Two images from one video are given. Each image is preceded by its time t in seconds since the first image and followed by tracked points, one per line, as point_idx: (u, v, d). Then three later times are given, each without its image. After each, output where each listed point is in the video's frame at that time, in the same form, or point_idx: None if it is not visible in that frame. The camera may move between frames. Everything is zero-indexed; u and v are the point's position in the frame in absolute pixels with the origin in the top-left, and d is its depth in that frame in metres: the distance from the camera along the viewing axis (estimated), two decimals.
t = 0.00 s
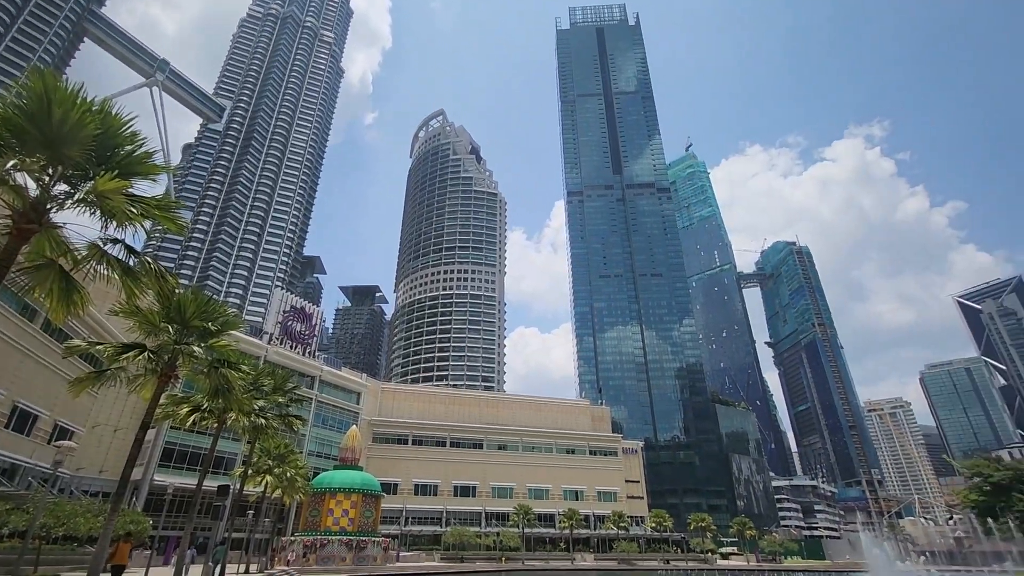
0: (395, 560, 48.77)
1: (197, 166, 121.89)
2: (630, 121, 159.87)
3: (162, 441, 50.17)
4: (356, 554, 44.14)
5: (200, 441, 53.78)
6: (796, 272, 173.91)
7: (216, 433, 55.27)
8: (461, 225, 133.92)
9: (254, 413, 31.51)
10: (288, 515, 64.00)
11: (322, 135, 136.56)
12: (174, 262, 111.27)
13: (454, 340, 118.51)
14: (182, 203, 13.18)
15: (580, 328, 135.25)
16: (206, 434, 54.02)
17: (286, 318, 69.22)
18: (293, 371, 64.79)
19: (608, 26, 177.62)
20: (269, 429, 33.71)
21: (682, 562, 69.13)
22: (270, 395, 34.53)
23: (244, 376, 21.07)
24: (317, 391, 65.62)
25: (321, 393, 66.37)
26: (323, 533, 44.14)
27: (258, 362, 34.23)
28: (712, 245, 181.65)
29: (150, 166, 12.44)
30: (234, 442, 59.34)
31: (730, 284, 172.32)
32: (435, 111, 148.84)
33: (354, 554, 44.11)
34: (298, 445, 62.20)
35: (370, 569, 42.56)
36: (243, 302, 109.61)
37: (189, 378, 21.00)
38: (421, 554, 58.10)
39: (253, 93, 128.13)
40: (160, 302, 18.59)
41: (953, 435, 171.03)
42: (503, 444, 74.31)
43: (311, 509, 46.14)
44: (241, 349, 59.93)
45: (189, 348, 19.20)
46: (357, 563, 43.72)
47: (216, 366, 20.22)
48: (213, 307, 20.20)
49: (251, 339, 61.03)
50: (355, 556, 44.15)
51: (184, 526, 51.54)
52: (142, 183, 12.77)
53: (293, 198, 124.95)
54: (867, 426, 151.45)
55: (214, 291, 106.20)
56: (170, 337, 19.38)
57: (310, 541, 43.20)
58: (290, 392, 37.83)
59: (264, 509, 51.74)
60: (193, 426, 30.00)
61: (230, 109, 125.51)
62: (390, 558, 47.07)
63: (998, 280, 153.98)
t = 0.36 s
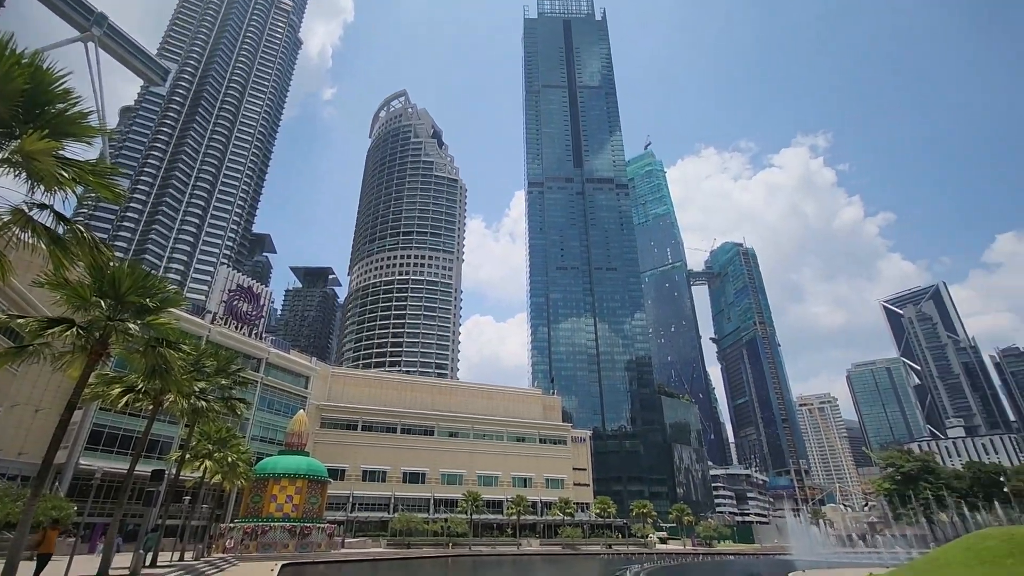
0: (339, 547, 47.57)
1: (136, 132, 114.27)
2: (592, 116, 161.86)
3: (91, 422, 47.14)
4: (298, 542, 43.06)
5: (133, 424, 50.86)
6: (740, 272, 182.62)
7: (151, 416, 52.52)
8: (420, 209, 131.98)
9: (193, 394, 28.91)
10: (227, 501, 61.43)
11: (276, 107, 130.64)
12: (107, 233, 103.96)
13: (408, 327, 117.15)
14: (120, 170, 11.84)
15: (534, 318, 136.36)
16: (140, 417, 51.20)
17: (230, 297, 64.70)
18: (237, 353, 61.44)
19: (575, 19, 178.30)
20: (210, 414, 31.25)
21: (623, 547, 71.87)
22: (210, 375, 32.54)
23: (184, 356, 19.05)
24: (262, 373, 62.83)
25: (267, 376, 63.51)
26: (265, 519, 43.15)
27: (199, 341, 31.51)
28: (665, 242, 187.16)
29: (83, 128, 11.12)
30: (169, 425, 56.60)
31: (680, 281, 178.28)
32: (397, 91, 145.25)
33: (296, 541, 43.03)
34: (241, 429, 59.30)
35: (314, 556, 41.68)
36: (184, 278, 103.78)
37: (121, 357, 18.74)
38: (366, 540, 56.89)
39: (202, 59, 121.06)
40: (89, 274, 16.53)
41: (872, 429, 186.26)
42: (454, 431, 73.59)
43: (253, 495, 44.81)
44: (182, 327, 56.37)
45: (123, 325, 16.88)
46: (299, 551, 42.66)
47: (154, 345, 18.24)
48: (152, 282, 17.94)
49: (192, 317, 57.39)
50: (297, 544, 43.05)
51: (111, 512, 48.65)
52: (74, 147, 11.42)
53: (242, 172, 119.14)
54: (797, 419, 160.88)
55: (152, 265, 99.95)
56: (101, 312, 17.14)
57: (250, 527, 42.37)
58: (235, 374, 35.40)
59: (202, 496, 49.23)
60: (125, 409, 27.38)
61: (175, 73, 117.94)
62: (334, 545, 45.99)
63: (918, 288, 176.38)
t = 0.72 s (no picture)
0: (287, 534, 46.22)
1: (73, 94, 106.41)
2: (557, 109, 162.57)
3: (14, 404, 43.73)
4: (242, 529, 41.66)
5: (64, 408, 47.50)
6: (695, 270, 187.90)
7: (84, 399, 49.19)
8: (379, 193, 129.22)
9: (130, 375, 26.87)
10: (165, 488, 58.55)
11: (229, 78, 124.45)
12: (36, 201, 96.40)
13: (365, 313, 115.01)
14: (55, 135, 11.00)
15: (492, 308, 136.22)
16: (72, 400, 47.95)
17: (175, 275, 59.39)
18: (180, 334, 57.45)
19: (544, 10, 177.96)
20: (151, 398, 29.28)
21: (571, 532, 73.71)
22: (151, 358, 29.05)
23: (122, 335, 18.03)
24: (208, 356, 59.08)
25: (213, 359, 59.98)
26: (207, 507, 41.46)
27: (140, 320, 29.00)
28: (623, 237, 190.95)
29: (14, 86, 10.26)
30: (103, 408, 53.31)
31: (636, 275, 182.58)
32: (359, 70, 141.07)
33: (240, 528, 41.65)
34: (182, 414, 55.93)
35: (260, 544, 40.16)
36: (122, 252, 97.53)
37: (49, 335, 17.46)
38: (314, 527, 55.52)
39: (148, 20, 113.64)
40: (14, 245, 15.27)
41: (808, 423, 196.51)
42: (408, 418, 72.60)
43: (194, 482, 42.99)
44: (120, 306, 51.39)
45: (54, 300, 15.60)
46: (244, 538, 41.25)
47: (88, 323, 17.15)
48: (88, 257, 16.63)
49: (131, 294, 52.69)
50: (241, 531, 41.63)
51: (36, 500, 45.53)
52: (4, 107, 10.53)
53: (190, 142, 112.71)
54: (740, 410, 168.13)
55: (87, 238, 93.31)
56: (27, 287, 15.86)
57: (191, 514, 40.37)
58: (177, 356, 33.04)
59: (138, 482, 46.63)
60: (54, 390, 25.30)
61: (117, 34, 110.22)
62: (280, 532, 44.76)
63: (852, 291, 187.74)
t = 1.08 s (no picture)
0: (238, 523, 44.93)
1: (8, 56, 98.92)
2: (526, 99, 162.27)
3: None
4: (190, 519, 40.34)
5: None
6: (656, 264, 192.11)
7: (17, 382, 46.08)
8: (343, 176, 125.99)
9: (68, 358, 24.86)
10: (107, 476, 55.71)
11: (183, 49, 118.54)
12: None
13: (325, 298, 112.36)
14: None
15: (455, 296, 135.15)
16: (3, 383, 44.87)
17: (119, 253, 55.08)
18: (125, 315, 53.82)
19: None
20: (91, 383, 27.15)
21: (528, 519, 74.78)
22: (93, 340, 26.65)
23: (61, 315, 16.90)
24: (156, 339, 55.69)
25: (161, 343, 56.70)
26: (153, 496, 39.73)
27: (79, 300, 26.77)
28: (587, 230, 193.06)
29: None
30: (39, 392, 50.18)
31: (598, 268, 185.24)
32: (324, 47, 136.49)
33: (188, 518, 40.29)
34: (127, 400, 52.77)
35: (209, 533, 38.87)
36: (62, 227, 91.23)
37: None
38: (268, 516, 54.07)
39: None
40: None
41: (756, 415, 204.87)
42: (367, 406, 71.38)
43: (139, 470, 40.95)
44: (59, 286, 47.72)
45: None
46: (191, 528, 39.96)
47: (23, 302, 15.99)
48: (23, 231, 15.08)
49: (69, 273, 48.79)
50: (189, 521, 40.31)
51: None
52: None
53: (138, 114, 106.61)
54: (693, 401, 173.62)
55: (23, 209, 86.67)
56: None
57: (135, 504, 38.48)
58: (121, 337, 30.76)
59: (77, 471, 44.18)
60: None
61: None
62: (231, 521, 43.46)
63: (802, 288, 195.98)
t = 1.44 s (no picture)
0: (182, 510, 43.09)
1: None
2: (491, 84, 160.83)
3: None
4: (131, 506, 38.55)
5: None
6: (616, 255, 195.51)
7: None
8: (300, 153, 121.84)
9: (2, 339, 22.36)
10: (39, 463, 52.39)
11: (123, 13, 111.60)
12: None
13: (278, 279, 108.85)
14: None
15: (416, 281, 133.32)
16: None
17: (52, 225, 50.80)
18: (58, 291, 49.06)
19: None
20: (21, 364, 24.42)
21: (485, 504, 75.35)
22: (22, 318, 23.73)
23: None
24: (93, 318, 51.18)
25: (99, 322, 52.21)
26: (89, 483, 37.81)
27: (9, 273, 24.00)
28: (549, 218, 194.11)
29: None
30: None
31: (559, 257, 186.94)
32: (282, 17, 130.61)
33: (129, 505, 38.49)
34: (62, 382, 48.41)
35: (151, 521, 37.36)
36: None
37: None
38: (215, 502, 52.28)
39: None
40: None
41: (705, 402, 212.84)
42: (322, 390, 69.90)
43: (73, 456, 38.96)
44: None
45: None
46: (132, 516, 38.28)
47: None
48: None
49: None
50: (130, 508, 38.54)
51: None
52: None
53: (74, 76, 99.29)
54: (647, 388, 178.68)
55: None
56: None
57: (69, 491, 36.53)
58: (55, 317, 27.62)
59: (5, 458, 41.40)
60: None
61: None
62: (175, 509, 41.63)
63: (752, 282, 203.92)
